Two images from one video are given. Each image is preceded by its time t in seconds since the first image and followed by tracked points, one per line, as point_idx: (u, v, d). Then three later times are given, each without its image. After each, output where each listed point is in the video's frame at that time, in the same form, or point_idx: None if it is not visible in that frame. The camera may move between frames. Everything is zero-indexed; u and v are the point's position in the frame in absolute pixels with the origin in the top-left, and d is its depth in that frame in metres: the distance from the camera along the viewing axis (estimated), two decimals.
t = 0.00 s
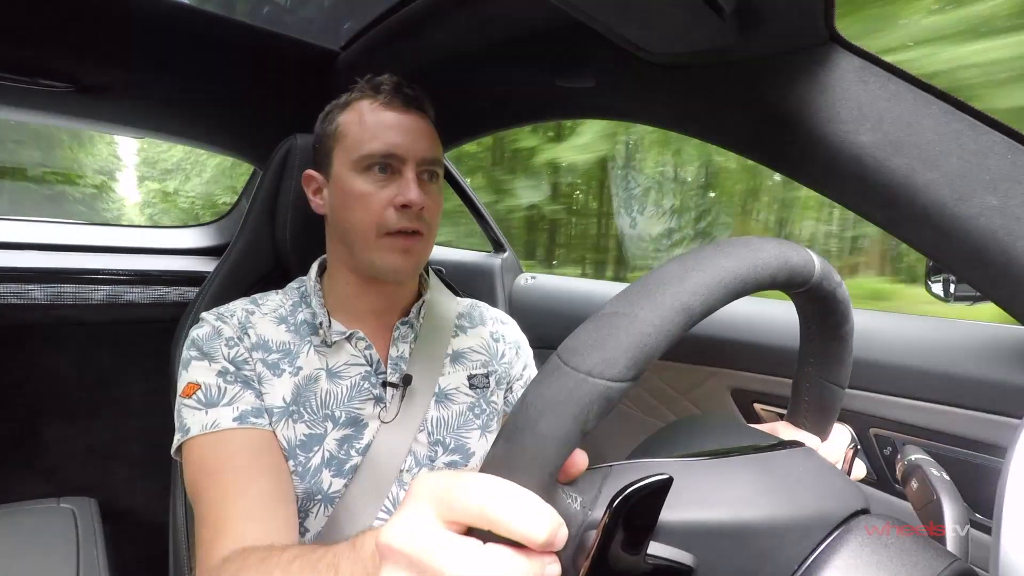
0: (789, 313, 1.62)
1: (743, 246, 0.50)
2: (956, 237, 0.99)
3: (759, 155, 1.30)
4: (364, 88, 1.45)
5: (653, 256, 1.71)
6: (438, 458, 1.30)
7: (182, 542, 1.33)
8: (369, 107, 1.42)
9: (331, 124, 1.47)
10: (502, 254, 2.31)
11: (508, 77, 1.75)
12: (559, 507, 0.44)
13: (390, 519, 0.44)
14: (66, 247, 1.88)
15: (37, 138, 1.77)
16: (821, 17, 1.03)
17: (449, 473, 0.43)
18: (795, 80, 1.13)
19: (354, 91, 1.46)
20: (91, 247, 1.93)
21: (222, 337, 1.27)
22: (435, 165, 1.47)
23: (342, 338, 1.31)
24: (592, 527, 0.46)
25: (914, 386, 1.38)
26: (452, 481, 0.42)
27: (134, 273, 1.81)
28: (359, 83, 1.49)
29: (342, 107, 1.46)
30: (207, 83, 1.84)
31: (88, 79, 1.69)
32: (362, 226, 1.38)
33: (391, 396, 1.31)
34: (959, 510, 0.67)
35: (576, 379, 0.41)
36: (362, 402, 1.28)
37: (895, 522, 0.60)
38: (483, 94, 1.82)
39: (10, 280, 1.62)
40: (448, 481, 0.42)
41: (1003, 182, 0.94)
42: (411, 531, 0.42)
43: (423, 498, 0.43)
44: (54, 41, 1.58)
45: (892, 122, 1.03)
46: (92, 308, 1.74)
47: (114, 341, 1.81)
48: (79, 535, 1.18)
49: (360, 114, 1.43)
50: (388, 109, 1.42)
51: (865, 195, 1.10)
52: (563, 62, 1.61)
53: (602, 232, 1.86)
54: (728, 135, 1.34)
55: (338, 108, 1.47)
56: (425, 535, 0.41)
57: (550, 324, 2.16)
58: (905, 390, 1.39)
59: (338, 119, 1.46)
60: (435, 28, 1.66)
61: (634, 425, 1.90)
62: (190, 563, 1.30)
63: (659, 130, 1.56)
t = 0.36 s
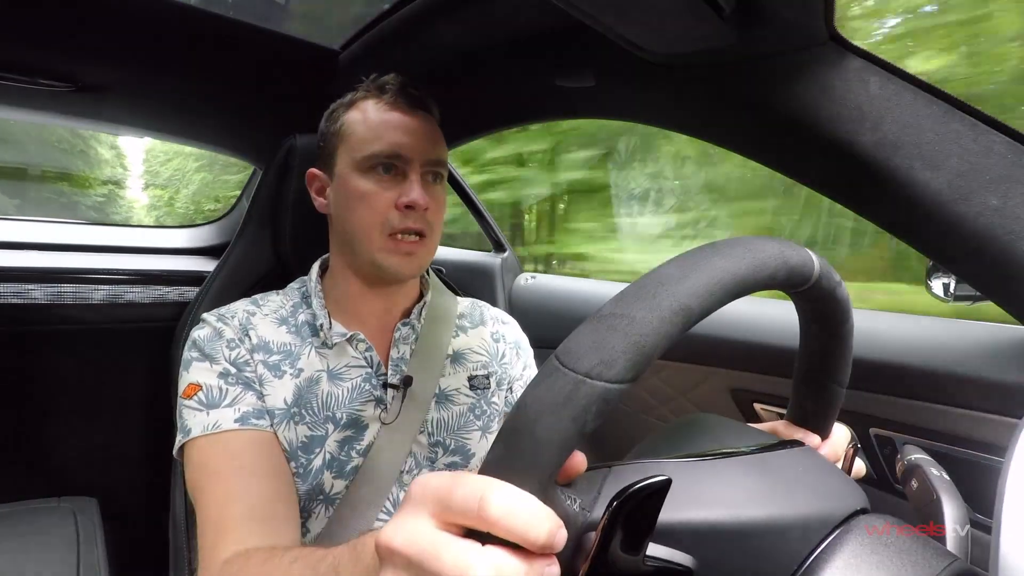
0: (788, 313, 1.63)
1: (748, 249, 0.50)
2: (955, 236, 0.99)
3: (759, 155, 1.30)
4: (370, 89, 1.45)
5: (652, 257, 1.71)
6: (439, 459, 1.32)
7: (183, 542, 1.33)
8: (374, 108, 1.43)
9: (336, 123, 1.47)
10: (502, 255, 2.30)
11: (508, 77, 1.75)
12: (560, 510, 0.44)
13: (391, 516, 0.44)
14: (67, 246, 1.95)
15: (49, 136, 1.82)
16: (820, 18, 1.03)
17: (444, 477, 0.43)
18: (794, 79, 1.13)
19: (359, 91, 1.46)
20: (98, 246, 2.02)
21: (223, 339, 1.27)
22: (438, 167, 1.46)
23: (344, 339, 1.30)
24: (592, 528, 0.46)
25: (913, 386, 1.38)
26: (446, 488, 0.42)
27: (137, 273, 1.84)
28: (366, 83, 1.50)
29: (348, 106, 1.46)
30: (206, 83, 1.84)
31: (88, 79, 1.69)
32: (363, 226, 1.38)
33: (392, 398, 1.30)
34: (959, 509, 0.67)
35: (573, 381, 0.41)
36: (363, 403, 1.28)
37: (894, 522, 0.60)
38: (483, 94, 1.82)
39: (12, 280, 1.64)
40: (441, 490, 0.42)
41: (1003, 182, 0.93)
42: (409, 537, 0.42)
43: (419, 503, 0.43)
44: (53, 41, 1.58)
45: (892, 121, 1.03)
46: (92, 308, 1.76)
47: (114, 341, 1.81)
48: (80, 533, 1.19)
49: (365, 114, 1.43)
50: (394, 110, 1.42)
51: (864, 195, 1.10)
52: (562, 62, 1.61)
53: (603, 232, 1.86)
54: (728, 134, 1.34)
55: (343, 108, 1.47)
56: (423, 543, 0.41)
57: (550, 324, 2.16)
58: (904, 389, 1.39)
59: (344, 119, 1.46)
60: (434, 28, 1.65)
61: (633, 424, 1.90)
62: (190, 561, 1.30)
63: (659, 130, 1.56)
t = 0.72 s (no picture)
0: (788, 313, 1.63)
1: (750, 249, 0.50)
2: (956, 236, 0.99)
3: (759, 155, 1.30)
4: (374, 89, 1.46)
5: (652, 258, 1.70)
6: (437, 459, 1.32)
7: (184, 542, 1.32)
8: (377, 107, 1.43)
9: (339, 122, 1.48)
10: (502, 254, 2.30)
11: (508, 77, 1.75)
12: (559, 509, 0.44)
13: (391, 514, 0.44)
14: (68, 246, 1.93)
15: (46, 138, 1.76)
16: (820, 17, 1.03)
17: (444, 475, 0.42)
18: (793, 79, 1.13)
19: (363, 91, 1.47)
20: (96, 248, 2.00)
21: (222, 338, 1.28)
22: (439, 167, 1.46)
23: (342, 339, 1.31)
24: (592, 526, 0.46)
25: (914, 386, 1.38)
26: (447, 485, 0.41)
27: (139, 274, 1.87)
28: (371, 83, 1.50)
29: (352, 105, 1.47)
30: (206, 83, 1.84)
31: (88, 79, 1.69)
32: (362, 224, 1.38)
33: (390, 397, 1.30)
34: (959, 510, 0.67)
35: (574, 380, 0.41)
36: (362, 402, 1.28)
37: (896, 522, 0.59)
38: (483, 94, 1.82)
39: (12, 280, 1.66)
40: (442, 487, 0.42)
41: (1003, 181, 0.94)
42: (408, 535, 0.42)
43: (419, 502, 0.43)
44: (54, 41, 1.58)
45: (892, 121, 1.03)
46: (92, 308, 1.77)
47: (114, 341, 1.81)
48: (80, 534, 1.18)
49: (368, 113, 1.44)
50: (395, 109, 1.43)
51: (865, 194, 1.10)
52: (562, 62, 1.61)
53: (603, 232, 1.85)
54: (728, 135, 1.34)
55: (347, 107, 1.48)
56: (424, 539, 0.41)
57: (551, 324, 2.16)
58: (904, 389, 1.40)
59: (347, 118, 1.46)
60: (433, 27, 1.65)
61: (633, 425, 1.91)
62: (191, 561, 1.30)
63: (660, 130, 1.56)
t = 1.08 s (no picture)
0: (788, 313, 1.62)
1: (747, 251, 0.50)
2: (958, 236, 0.99)
3: (759, 155, 1.30)
4: (374, 87, 1.45)
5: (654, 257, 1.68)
6: (438, 459, 1.31)
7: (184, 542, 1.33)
8: (378, 106, 1.43)
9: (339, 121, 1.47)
10: (502, 255, 2.32)
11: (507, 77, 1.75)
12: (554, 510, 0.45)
13: (391, 526, 0.44)
14: (70, 246, 1.98)
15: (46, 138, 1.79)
16: (819, 17, 1.03)
17: (441, 483, 0.42)
18: (794, 79, 1.13)
19: (364, 90, 1.46)
20: (96, 247, 2.04)
21: (222, 338, 1.28)
22: (439, 167, 1.46)
23: (342, 338, 1.31)
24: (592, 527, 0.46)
25: (914, 386, 1.38)
26: (444, 495, 0.41)
27: (144, 275, 1.95)
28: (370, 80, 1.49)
29: (351, 104, 1.46)
30: (204, 82, 1.84)
31: (86, 78, 1.70)
32: (363, 225, 1.38)
33: (391, 398, 1.29)
34: (959, 512, 0.67)
35: (573, 383, 0.40)
36: (362, 403, 1.28)
37: (895, 524, 0.58)
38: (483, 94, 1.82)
39: (11, 280, 1.70)
40: (438, 497, 0.42)
41: (1004, 181, 0.94)
42: (405, 542, 0.42)
43: (415, 510, 0.43)
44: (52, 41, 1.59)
45: (892, 121, 1.03)
46: (92, 308, 1.81)
47: (115, 340, 1.81)
48: (81, 534, 1.18)
49: (368, 113, 1.43)
50: (396, 109, 1.42)
51: (865, 194, 1.10)
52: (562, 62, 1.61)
53: (603, 232, 1.85)
54: (728, 135, 1.34)
55: (347, 105, 1.47)
56: (418, 550, 0.41)
57: (551, 324, 2.16)
58: (905, 389, 1.39)
59: (347, 116, 1.46)
60: (434, 27, 1.65)
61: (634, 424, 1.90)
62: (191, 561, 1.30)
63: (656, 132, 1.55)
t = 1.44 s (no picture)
0: (788, 313, 1.62)
1: (743, 253, 0.50)
2: (958, 237, 0.98)
3: (760, 156, 1.30)
4: (371, 87, 1.44)
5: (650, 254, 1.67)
6: (438, 459, 1.30)
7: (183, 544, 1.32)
8: (375, 106, 1.42)
9: (336, 122, 1.47)
10: (502, 255, 2.31)
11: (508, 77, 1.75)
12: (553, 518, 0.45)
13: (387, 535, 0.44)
14: (73, 247, 1.96)
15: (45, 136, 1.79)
16: (819, 17, 1.03)
17: (436, 491, 0.43)
18: (793, 80, 1.13)
19: (361, 90, 1.45)
20: (96, 247, 2.01)
21: (222, 340, 1.27)
22: (438, 166, 1.46)
23: (344, 339, 1.32)
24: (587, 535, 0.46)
25: (915, 386, 1.38)
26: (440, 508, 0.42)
27: (139, 274, 1.92)
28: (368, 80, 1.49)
29: (348, 104, 1.46)
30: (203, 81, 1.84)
31: (86, 78, 1.70)
32: (362, 226, 1.38)
33: (392, 398, 1.30)
34: (960, 512, 0.67)
35: (565, 391, 0.40)
36: (364, 403, 1.28)
37: (895, 522, 0.60)
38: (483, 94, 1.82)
39: (11, 280, 1.70)
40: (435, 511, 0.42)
41: (1003, 182, 0.93)
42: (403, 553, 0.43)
43: (412, 518, 0.43)
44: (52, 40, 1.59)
45: (891, 122, 1.03)
46: (92, 308, 1.81)
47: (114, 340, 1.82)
48: (80, 534, 1.19)
49: (365, 113, 1.43)
50: (393, 109, 1.42)
51: (864, 195, 1.10)
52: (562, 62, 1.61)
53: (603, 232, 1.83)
54: (728, 135, 1.33)
55: (345, 106, 1.47)
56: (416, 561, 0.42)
57: (551, 324, 2.16)
58: (905, 390, 1.39)
59: (345, 117, 1.46)
60: (436, 27, 1.66)
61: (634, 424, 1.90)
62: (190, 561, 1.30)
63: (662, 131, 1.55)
